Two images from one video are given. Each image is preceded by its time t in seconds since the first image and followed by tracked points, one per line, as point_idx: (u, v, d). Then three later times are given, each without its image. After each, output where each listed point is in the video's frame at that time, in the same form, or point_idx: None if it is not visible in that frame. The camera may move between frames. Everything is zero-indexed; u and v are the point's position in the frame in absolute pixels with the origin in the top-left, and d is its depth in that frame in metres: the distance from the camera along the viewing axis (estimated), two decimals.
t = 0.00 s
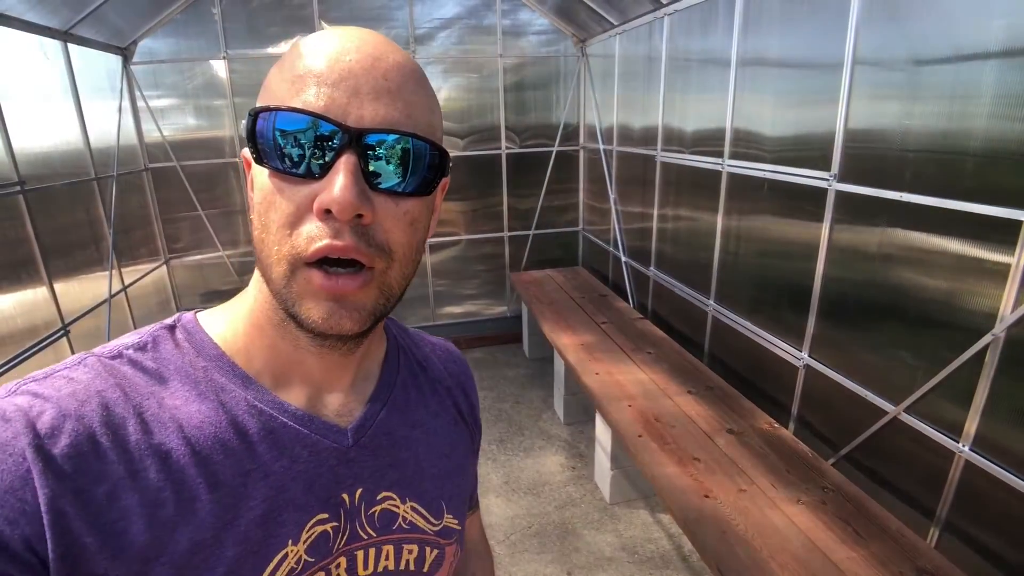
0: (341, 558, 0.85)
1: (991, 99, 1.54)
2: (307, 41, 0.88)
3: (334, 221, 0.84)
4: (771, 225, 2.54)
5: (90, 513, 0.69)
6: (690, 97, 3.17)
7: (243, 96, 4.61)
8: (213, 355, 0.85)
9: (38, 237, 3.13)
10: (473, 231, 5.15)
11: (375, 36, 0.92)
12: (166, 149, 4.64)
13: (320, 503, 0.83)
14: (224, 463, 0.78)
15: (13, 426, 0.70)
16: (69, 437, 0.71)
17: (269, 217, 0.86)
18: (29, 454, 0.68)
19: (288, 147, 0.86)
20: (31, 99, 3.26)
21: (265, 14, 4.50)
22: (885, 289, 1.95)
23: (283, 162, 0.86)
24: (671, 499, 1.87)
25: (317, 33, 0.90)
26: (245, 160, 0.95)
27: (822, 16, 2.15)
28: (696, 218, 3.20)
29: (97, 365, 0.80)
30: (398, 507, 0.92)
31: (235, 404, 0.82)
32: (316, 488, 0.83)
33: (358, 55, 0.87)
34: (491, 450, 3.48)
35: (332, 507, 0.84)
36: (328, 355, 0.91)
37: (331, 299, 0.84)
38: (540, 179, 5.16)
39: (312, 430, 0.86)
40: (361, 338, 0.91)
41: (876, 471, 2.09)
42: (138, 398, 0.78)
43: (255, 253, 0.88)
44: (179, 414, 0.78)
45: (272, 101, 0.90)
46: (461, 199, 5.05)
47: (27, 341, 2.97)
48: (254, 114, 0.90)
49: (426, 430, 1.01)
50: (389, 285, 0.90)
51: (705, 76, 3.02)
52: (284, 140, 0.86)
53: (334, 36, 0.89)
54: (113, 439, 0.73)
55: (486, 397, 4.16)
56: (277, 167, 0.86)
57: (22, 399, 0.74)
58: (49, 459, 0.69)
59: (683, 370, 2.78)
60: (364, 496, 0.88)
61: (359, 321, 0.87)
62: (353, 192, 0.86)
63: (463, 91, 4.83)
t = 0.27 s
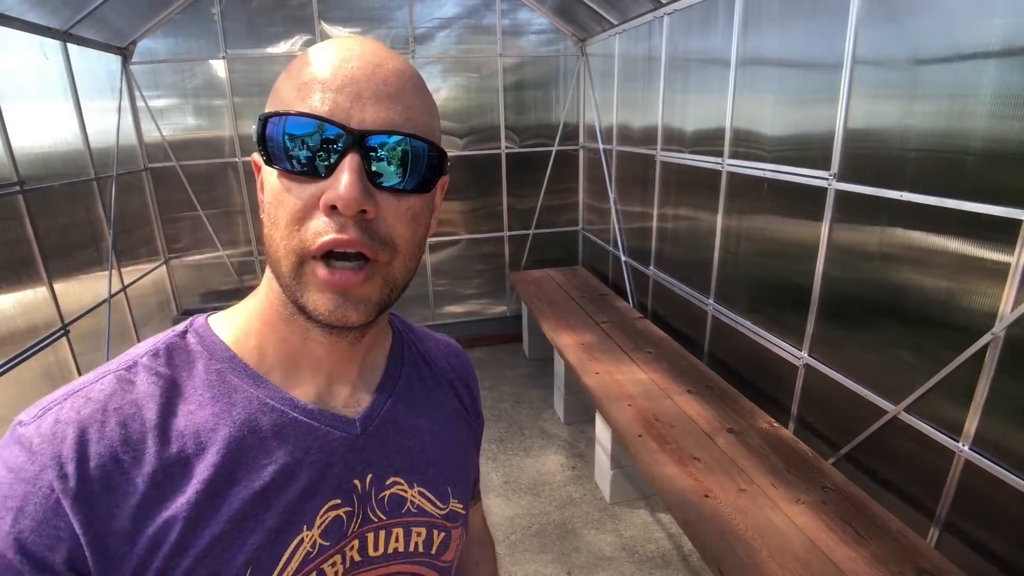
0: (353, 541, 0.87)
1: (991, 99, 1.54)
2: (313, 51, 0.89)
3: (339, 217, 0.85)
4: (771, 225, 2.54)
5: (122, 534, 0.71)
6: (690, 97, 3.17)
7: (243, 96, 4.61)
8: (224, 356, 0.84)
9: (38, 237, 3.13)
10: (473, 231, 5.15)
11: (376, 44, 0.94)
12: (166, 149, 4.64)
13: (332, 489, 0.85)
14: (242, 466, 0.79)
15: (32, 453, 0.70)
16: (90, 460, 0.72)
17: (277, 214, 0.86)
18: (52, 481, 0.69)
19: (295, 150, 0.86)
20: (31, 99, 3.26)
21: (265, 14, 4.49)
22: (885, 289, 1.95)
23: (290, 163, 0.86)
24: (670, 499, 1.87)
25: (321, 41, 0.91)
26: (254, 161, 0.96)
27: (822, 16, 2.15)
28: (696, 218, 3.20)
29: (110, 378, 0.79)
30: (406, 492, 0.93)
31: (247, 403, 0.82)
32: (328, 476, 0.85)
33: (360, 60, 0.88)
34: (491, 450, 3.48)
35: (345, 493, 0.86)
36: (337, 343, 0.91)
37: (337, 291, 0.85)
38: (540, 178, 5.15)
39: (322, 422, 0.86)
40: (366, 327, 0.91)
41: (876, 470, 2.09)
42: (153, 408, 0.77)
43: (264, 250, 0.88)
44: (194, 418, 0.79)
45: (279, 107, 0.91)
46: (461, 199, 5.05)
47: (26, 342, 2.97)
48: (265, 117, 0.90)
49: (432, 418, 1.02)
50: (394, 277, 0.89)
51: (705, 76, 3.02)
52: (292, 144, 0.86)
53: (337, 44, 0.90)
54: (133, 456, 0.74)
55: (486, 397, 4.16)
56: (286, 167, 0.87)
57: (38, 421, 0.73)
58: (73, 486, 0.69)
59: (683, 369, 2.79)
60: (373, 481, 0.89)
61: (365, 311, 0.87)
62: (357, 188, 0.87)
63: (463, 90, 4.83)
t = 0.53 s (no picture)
0: (361, 536, 0.89)
1: (991, 99, 1.55)
2: (324, 57, 0.91)
3: (348, 214, 0.85)
4: (771, 225, 2.54)
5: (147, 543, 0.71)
6: (690, 97, 3.17)
7: (243, 96, 4.62)
8: (234, 359, 0.84)
9: (38, 237, 3.13)
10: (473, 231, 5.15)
11: (383, 50, 0.96)
12: (166, 148, 4.64)
13: (342, 487, 0.86)
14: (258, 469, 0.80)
15: (50, 466, 0.69)
16: (109, 470, 0.71)
17: (288, 213, 0.87)
18: (74, 493, 0.68)
19: (307, 151, 0.87)
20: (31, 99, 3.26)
21: (265, 14, 4.49)
22: (885, 289, 1.95)
23: (302, 164, 0.87)
24: (670, 500, 1.87)
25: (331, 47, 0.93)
26: (266, 163, 0.96)
27: (822, 16, 2.15)
28: (696, 218, 3.20)
29: (120, 385, 0.78)
30: (410, 487, 0.96)
31: (259, 406, 0.82)
32: (338, 475, 0.86)
33: (370, 64, 0.90)
34: (491, 450, 3.48)
35: (354, 489, 0.88)
36: (344, 340, 0.92)
37: (345, 285, 0.85)
38: (540, 179, 5.15)
39: (330, 421, 0.87)
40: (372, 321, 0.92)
41: (876, 470, 2.10)
42: (167, 414, 0.77)
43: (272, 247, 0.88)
44: (208, 421, 0.79)
45: (290, 110, 0.91)
46: (461, 199, 5.05)
47: (26, 341, 2.96)
48: (276, 121, 0.91)
49: (432, 415, 1.05)
50: (400, 273, 0.90)
51: (705, 76, 3.02)
52: (303, 145, 0.87)
53: (346, 48, 0.92)
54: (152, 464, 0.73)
55: (486, 397, 4.16)
56: (296, 167, 0.87)
57: (51, 433, 0.72)
58: (95, 498, 0.69)
59: (683, 369, 2.79)
60: (379, 477, 0.92)
61: (372, 305, 0.87)
62: (367, 187, 0.87)
63: (463, 90, 4.83)
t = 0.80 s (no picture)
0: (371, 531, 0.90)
1: (991, 99, 1.54)
2: (327, 58, 0.91)
3: (352, 216, 0.86)
4: (771, 225, 2.54)
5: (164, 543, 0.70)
6: (690, 97, 3.17)
7: (243, 96, 4.62)
8: (242, 360, 0.85)
9: (38, 237, 3.13)
10: (473, 231, 5.15)
11: (386, 50, 0.96)
12: (166, 149, 4.64)
13: (353, 483, 0.87)
14: (271, 468, 0.80)
15: (66, 465, 0.68)
16: (127, 468, 0.71)
17: (292, 214, 0.88)
18: (93, 491, 0.67)
19: (309, 152, 0.87)
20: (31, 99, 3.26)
21: (265, 14, 4.49)
22: (885, 289, 1.95)
23: (305, 165, 0.88)
24: (670, 500, 1.87)
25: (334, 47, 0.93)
26: (267, 165, 0.96)
27: (822, 16, 2.15)
28: (696, 218, 3.20)
29: (128, 387, 0.78)
30: (416, 482, 0.97)
31: (270, 405, 0.83)
32: (348, 471, 0.87)
33: (374, 65, 0.90)
34: (491, 450, 3.48)
35: (364, 486, 0.89)
36: (348, 343, 0.93)
37: (349, 286, 0.86)
38: (540, 179, 5.15)
39: (339, 420, 0.88)
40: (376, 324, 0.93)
41: (876, 471, 2.09)
42: (180, 414, 0.77)
43: (277, 249, 0.89)
44: (219, 423, 0.79)
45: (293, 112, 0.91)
46: (461, 199, 5.05)
47: (26, 341, 2.96)
48: (279, 122, 0.91)
49: (433, 413, 1.07)
50: (403, 274, 0.91)
51: (705, 76, 3.02)
52: (306, 146, 0.87)
53: (349, 49, 0.92)
54: (168, 463, 0.74)
55: (485, 397, 4.16)
56: (300, 169, 0.88)
57: (63, 435, 0.71)
58: (115, 495, 0.68)
59: (683, 369, 2.79)
60: (387, 473, 0.93)
61: (376, 306, 0.88)
62: (370, 188, 0.88)
63: (463, 91, 4.83)
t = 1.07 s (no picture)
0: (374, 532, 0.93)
1: (991, 99, 1.55)
2: (328, 57, 0.94)
3: (355, 217, 0.90)
4: (771, 225, 2.54)
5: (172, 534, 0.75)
6: (690, 97, 3.17)
7: (243, 96, 4.61)
8: (244, 360, 0.90)
9: (38, 237, 3.13)
10: (473, 231, 5.15)
11: (387, 50, 0.98)
12: (166, 149, 4.64)
13: (355, 483, 0.91)
14: (272, 463, 0.85)
15: (76, 459, 0.73)
16: (135, 463, 0.76)
17: (296, 215, 0.91)
18: (104, 483, 0.73)
19: (312, 152, 0.91)
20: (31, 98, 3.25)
21: (265, 14, 4.49)
22: (885, 289, 1.95)
23: (308, 165, 0.91)
24: (670, 500, 1.87)
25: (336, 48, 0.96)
26: (269, 162, 1.00)
27: (822, 15, 2.15)
28: (696, 218, 3.20)
29: (131, 386, 0.83)
30: (419, 483, 1.00)
31: (272, 404, 0.88)
32: (350, 470, 0.91)
33: (376, 67, 0.93)
34: (491, 450, 3.48)
35: (366, 485, 0.92)
36: (349, 341, 0.98)
37: (353, 286, 0.90)
38: (540, 179, 5.16)
39: (340, 419, 0.93)
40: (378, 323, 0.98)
41: (876, 470, 2.10)
42: (185, 414, 0.82)
43: (279, 249, 0.93)
44: (224, 420, 0.85)
45: (296, 111, 0.95)
46: (461, 199, 5.05)
47: (26, 342, 2.96)
48: (281, 122, 0.95)
49: (433, 414, 1.11)
50: (404, 274, 0.95)
51: (705, 76, 3.02)
52: (308, 146, 0.91)
53: (353, 49, 0.95)
54: (174, 457, 0.78)
55: (485, 397, 4.16)
56: (304, 169, 0.91)
57: (72, 431, 0.76)
58: (124, 488, 0.73)
59: (683, 369, 2.79)
60: (389, 474, 0.96)
61: (378, 306, 0.93)
62: (372, 190, 0.92)
63: (463, 91, 4.83)
